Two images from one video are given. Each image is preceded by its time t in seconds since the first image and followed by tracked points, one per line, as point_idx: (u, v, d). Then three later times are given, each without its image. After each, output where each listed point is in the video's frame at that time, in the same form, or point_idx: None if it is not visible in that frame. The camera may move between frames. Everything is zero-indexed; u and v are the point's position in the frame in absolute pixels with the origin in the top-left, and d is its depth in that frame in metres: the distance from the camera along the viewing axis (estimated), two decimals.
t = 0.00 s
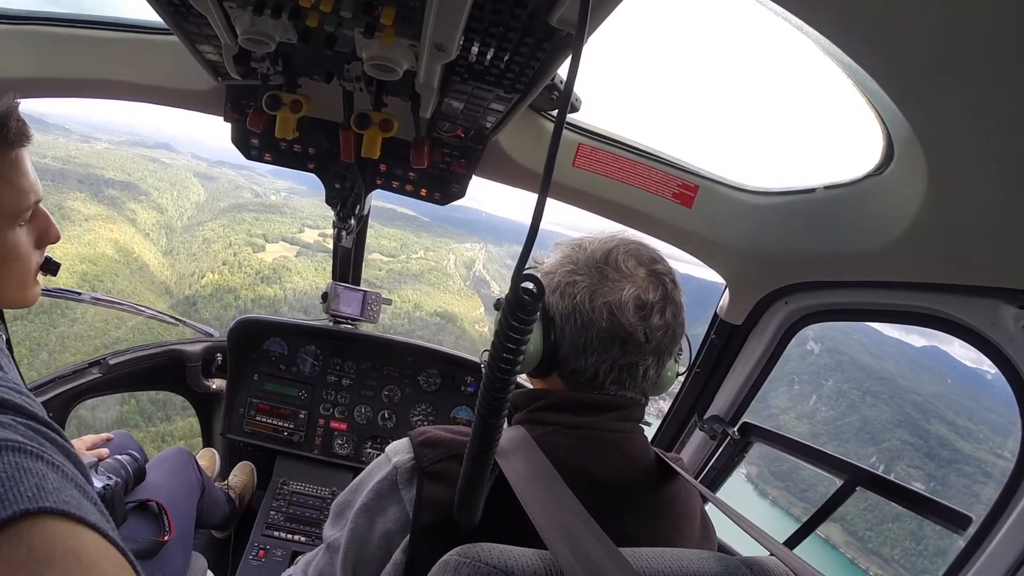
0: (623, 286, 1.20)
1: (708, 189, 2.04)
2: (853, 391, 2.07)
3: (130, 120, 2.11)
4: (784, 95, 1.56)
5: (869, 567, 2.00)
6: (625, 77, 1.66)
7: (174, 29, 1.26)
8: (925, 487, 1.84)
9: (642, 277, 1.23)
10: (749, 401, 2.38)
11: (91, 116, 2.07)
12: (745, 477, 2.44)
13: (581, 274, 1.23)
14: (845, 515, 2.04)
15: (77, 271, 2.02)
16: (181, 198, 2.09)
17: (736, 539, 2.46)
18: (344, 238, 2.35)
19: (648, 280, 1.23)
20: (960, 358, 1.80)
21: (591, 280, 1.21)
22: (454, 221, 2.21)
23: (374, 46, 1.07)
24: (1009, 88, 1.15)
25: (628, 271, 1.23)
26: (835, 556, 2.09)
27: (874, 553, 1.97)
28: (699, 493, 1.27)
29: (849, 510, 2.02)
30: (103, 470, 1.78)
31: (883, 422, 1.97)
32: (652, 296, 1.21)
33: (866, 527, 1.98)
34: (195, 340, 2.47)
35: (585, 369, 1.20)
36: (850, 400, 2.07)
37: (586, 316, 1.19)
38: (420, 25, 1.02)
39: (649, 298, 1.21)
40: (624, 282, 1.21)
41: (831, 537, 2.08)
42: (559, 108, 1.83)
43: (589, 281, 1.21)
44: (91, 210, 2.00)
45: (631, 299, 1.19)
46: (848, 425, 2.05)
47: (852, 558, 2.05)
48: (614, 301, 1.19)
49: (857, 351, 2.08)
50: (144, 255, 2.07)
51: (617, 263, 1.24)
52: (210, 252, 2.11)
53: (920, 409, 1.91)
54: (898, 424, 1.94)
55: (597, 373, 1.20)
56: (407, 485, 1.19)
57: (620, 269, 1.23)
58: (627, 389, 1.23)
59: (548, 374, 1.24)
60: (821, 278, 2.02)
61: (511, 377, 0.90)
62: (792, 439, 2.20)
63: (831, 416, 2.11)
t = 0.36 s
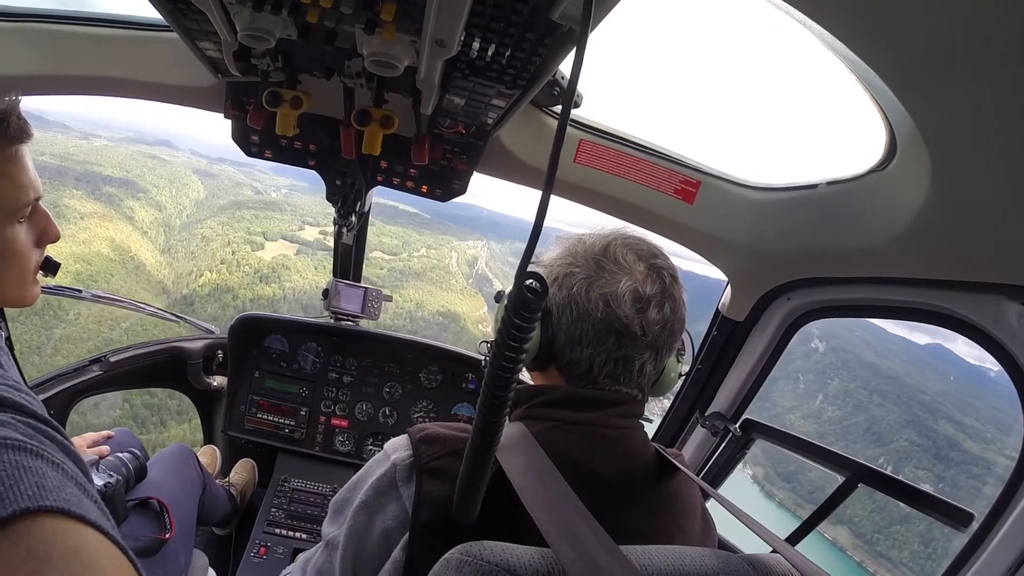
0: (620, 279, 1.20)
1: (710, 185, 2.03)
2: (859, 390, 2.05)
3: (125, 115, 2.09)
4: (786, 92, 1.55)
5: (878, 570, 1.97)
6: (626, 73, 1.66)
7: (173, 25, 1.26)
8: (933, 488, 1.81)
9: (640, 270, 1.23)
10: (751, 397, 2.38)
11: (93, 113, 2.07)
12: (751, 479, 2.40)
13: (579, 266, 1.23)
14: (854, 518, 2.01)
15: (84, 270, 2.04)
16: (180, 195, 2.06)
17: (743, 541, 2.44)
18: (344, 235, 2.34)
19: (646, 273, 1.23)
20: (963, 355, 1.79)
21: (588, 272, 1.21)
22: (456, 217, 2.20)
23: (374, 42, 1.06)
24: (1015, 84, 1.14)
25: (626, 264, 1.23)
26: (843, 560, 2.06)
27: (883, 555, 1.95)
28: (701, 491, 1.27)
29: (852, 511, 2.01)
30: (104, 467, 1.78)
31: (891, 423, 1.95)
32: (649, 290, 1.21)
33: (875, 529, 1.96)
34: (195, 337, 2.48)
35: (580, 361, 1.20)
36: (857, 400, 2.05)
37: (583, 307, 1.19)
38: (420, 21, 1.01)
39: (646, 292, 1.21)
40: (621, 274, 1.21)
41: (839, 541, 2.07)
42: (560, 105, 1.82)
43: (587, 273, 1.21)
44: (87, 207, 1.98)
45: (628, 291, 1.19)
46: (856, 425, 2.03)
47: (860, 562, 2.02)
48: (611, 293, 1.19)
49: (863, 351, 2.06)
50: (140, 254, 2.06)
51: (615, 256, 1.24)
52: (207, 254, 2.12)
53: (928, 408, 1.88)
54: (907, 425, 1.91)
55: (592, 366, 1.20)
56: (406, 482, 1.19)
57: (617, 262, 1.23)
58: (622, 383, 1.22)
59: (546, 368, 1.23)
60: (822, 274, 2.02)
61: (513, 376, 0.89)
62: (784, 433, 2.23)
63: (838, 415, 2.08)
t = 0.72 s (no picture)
0: (621, 278, 1.20)
1: (711, 185, 2.02)
2: (865, 390, 2.03)
3: (128, 119, 2.10)
4: (788, 91, 1.55)
5: (887, 573, 1.95)
6: (626, 72, 1.65)
7: (173, 25, 1.25)
8: (942, 490, 1.80)
9: (641, 269, 1.22)
10: (752, 395, 2.37)
11: (93, 115, 2.07)
12: (757, 482, 2.37)
13: (579, 266, 1.22)
14: (862, 521, 2.00)
15: (84, 272, 2.05)
16: (176, 198, 2.07)
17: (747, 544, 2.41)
18: (345, 234, 2.36)
19: (646, 272, 1.22)
20: (964, 352, 1.78)
21: (588, 272, 1.21)
22: (455, 218, 2.21)
23: (374, 41, 1.06)
24: (1019, 83, 1.13)
25: (626, 263, 1.23)
26: (850, 562, 2.05)
27: (892, 558, 1.93)
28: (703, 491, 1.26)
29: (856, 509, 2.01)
30: (104, 467, 1.78)
31: (897, 424, 1.93)
32: (650, 288, 1.21)
33: (884, 532, 1.94)
34: (196, 336, 2.48)
35: (582, 362, 1.19)
36: (862, 399, 2.04)
37: (584, 307, 1.19)
38: (420, 20, 1.01)
39: (647, 291, 1.20)
40: (622, 273, 1.21)
41: (847, 545, 2.05)
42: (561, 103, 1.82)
43: (587, 273, 1.21)
44: (81, 211, 1.98)
45: (629, 290, 1.19)
46: (861, 425, 2.02)
47: (869, 564, 2.00)
48: (612, 292, 1.19)
49: (867, 350, 2.04)
50: (136, 257, 2.06)
51: (615, 255, 1.24)
52: (204, 256, 2.13)
53: (935, 408, 1.86)
54: (913, 425, 1.90)
55: (594, 366, 1.20)
56: (408, 481, 1.18)
57: (617, 261, 1.23)
58: (624, 383, 1.22)
59: (548, 368, 1.24)
60: (824, 273, 2.01)
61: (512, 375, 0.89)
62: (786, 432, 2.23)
63: (845, 416, 2.07)
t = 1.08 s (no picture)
0: (619, 279, 1.20)
1: (710, 186, 2.03)
2: (869, 391, 2.02)
3: (126, 127, 2.10)
4: (786, 92, 1.55)
5: None
6: (625, 73, 1.65)
7: (173, 26, 1.26)
8: (952, 492, 1.78)
9: (639, 269, 1.23)
10: (753, 396, 2.37)
11: (87, 125, 2.07)
12: (764, 487, 2.34)
13: (577, 268, 1.22)
14: (872, 524, 1.97)
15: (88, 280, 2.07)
16: (171, 208, 2.07)
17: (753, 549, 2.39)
18: (344, 237, 2.36)
19: (644, 272, 1.22)
20: (966, 350, 1.79)
21: (586, 274, 1.21)
22: (453, 223, 2.21)
23: (373, 41, 1.06)
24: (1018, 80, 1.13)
25: (624, 264, 1.23)
26: (860, 566, 2.03)
27: (903, 562, 1.90)
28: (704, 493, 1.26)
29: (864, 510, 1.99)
30: (104, 471, 1.77)
31: (905, 425, 1.92)
32: (649, 289, 1.21)
33: (894, 535, 1.92)
34: (196, 341, 2.47)
35: (582, 364, 1.19)
36: (867, 400, 2.02)
37: (583, 309, 1.19)
38: (420, 20, 1.01)
39: (645, 291, 1.20)
40: (620, 274, 1.21)
41: (858, 549, 2.02)
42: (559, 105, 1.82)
43: (585, 275, 1.21)
44: (75, 223, 1.98)
45: (628, 290, 1.19)
46: (867, 429, 2.00)
47: (879, 568, 1.98)
48: (610, 293, 1.18)
49: (868, 349, 2.04)
50: (127, 270, 2.07)
51: (613, 256, 1.24)
52: (199, 266, 2.14)
53: (940, 408, 1.85)
54: (920, 426, 1.89)
55: (594, 368, 1.19)
56: (408, 482, 1.18)
57: (615, 262, 1.23)
58: (625, 384, 1.21)
59: (547, 371, 1.23)
60: (824, 274, 2.01)
61: (509, 369, 0.89)
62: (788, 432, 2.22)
63: (852, 417, 2.05)
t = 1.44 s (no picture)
0: (622, 266, 1.18)
1: (714, 170, 2.00)
2: (878, 376, 1.98)
3: (122, 119, 2.06)
4: (793, 76, 1.52)
5: (907, 568, 1.86)
6: (626, 56, 1.62)
7: (164, 15, 1.23)
8: (961, 481, 1.72)
9: (643, 256, 1.21)
10: (758, 381, 2.35)
11: (87, 117, 2.04)
12: (774, 474, 2.31)
13: (579, 256, 1.21)
14: (882, 514, 1.93)
15: (88, 276, 2.05)
16: (171, 196, 2.04)
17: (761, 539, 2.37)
18: (345, 224, 2.35)
19: (648, 259, 1.21)
20: (971, 335, 1.73)
21: (589, 261, 1.19)
22: (456, 209, 2.18)
23: (366, 26, 1.03)
24: None
25: (627, 251, 1.21)
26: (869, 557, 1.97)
27: (913, 552, 1.84)
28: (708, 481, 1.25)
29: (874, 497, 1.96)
30: (107, 462, 1.78)
31: (914, 413, 1.87)
32: (652, 276, 1.19)
33: (903, 525, 1.87)
34: (198, 329, 2.50)
35: (585, 353, 1.18)
36: (876, 386, 1.98)
37: (585, 297, 1.17)
38: (413, 3, 0.98)
39: (649, 278, 1.18)
40: (624, 261, 1.19)
41: (868, 538, 1.97)
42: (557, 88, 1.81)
43: (588, 262, 1.19)
44: (69, 215, 1.89)
45: (631, 278, 1.17)
46: (876, 415, 1.96)
47: (889, 559, 1.91)
48: (614, 281, 1.17)
49: (877, 335, 2.00)
50: (127, 262, 2.05)
51: (616, 242, 1.22)
52: (197, 256, 2.13)
53: (950, 396, 1.79)
54: (930, 414, 1.83)
55: (597, 357, 1.18)
56: (409, 472, 1.17)
57: (618, 249, 1.21)
58: (628, 372, 1.20)
59: (550, 359, 1.22)
60: (829, 259, 1.98)
61: (514, 364, 0.87)
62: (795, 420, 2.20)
63: (860, 401, 2.01)
